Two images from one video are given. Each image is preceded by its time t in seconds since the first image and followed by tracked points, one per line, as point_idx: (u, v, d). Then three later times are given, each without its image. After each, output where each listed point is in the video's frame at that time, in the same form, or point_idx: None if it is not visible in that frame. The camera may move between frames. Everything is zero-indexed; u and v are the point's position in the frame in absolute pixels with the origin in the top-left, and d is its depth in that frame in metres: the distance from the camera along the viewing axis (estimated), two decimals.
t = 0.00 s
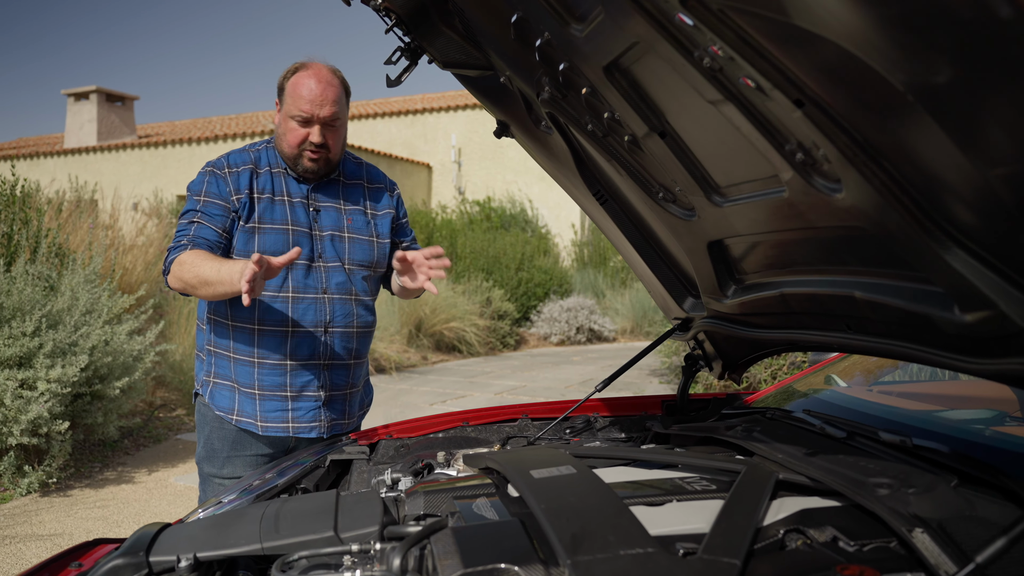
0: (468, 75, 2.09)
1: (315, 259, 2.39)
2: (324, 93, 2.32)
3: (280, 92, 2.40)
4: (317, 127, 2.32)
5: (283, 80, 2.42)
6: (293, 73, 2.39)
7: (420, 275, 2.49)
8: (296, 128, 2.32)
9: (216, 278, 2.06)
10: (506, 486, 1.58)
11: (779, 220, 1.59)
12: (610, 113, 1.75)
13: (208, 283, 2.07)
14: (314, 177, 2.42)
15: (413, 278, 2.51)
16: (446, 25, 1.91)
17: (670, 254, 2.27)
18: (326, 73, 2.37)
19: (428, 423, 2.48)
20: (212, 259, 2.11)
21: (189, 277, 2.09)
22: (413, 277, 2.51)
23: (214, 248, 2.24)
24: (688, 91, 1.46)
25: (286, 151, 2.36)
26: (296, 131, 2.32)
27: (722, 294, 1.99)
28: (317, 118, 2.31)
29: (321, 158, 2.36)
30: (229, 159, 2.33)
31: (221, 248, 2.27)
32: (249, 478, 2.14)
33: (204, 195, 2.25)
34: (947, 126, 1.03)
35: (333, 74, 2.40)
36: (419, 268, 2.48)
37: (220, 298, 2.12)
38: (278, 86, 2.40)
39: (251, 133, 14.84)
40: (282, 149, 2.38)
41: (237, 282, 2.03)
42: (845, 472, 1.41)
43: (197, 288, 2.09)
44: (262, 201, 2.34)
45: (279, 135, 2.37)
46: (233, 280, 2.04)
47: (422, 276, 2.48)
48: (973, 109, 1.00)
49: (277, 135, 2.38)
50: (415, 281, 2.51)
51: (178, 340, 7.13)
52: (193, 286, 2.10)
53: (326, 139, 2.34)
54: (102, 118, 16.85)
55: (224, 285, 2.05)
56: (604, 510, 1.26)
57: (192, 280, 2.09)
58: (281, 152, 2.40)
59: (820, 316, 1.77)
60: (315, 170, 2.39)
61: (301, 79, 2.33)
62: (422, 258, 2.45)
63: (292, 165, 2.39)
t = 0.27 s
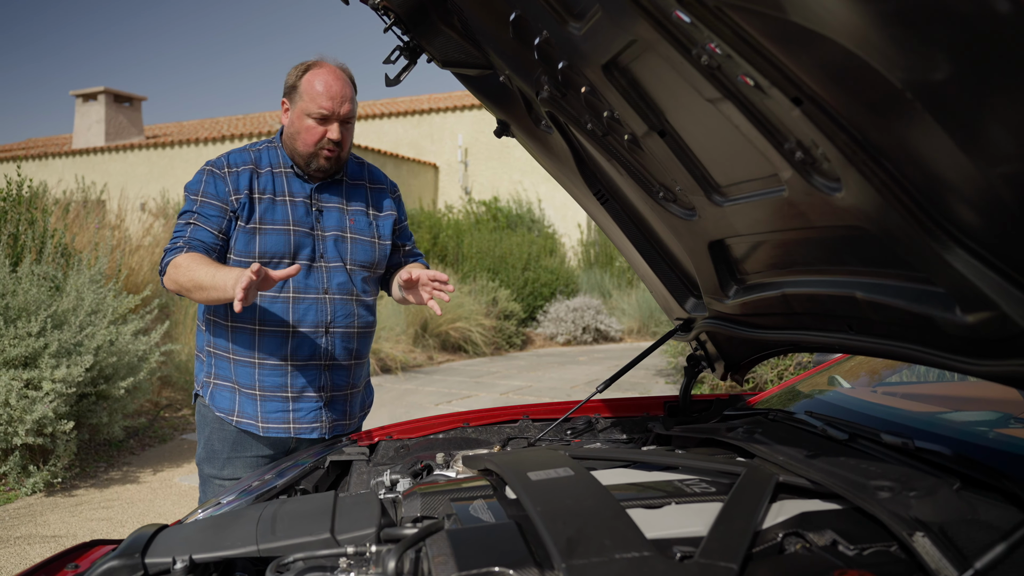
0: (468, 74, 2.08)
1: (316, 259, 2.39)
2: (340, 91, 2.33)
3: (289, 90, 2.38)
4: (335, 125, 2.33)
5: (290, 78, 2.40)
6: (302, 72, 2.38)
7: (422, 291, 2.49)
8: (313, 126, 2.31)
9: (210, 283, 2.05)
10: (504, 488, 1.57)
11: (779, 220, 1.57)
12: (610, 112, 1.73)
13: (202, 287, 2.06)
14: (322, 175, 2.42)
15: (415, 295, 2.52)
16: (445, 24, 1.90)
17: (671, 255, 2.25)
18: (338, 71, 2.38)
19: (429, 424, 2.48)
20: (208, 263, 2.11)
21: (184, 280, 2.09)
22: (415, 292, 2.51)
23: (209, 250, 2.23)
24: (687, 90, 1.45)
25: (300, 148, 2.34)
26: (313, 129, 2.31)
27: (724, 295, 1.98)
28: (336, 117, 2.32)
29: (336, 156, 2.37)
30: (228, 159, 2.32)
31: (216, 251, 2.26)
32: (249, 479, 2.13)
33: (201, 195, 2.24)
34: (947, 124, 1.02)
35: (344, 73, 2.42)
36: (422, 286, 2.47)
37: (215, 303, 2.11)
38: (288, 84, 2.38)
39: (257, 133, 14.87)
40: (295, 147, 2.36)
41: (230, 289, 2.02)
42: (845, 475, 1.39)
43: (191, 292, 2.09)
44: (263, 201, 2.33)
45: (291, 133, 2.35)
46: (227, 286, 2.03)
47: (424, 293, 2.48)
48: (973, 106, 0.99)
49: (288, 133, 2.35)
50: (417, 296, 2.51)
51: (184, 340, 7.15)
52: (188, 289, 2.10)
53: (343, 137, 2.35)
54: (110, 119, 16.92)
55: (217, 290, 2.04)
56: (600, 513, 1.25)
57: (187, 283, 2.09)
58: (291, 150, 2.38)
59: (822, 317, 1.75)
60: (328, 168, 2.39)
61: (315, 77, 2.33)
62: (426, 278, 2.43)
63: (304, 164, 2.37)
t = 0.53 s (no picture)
0: (470, 74, 2.07)
1: (318, 260, 2.38)
2: (347, 91, 2.33)
3: (295, 90, 2.37)
4: (342, 125, 2.32)
5: (296, 78, 2.39)
6: (309, 72, 2.37)
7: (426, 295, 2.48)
8: (320, 127, 2.30)
9: (207, 282, 2.05)
10: (503, 491, 1.56)
11: (781, 221, 1.56)
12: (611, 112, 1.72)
13: (198, 286, 2.06)
14: (327, 175, 2.41)
15: (419, 299, 2.51)
16: (446, 24, 1.90)
17: (674, 255, 2.23)
18: (345, 72, 2.38)
19: (431, 425, 2.47)
20: (207, 263, 2.11)
21: (183, 279, 2.09)
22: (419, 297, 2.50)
23: (210, 250, 2.23)
24: (689, 90, 1.43)
25: (307, 149, 2.33)
26: (320, 129, 2.30)
27: (727, 296, 1.96)
28: (343, 117, 2.32)
29: (342, 156, 2.36)
30: (231, 159, 2.32)
31: (217, 251, 2.26)
32: (250, 480, 2.13)
33: (203, 195, 2.24)
34: (949, 123, 1.01)
35: (350, 73, 2.41)
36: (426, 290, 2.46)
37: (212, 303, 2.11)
38: (294, 84, 2.36)
39: (264, 134, 14.91)
40: (301, 147, 2.35)
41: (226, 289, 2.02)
42: (848, 479, 1.37)
43: (188, 291, 2.09)
44: (266, 201, 2.32)
45: (297, 134, 2.34)
46: (224, 285, 2.03)
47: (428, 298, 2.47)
48: (977, 105, 0.97)
49: (294, 133, 2.35)
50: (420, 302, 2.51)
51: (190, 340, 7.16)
52: (186, 288, 2.09)
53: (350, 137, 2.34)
54: (119, 119, 17.00)
55: (214, 290, 2.04)
56: (599, 517, 1.24)
57: (184, 282, 2.08)
58: (296, 151, 2.38)
59: (826, 318, 1.74)
60: (333, 169, 2.38)
61: (322, 77, 2.32)
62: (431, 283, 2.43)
63: (310, 164, 2.37)
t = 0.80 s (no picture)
0: (473, 72, 2.07)
1: (322, 259, 2.38)
2: (349, 90, 2.32)
3: (299, 89, 2.37)
4: (345, 124, 2.31)
5: (299, 77, 2.39)
6: (311, 71, 2.37)
7: (427, 298, 2.48)
8: (322, 125, 2.30)
9: (211, 283, 2.05)
10: (506, 491, 1.55)
11: (786, 220, 1.55)
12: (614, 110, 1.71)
13: (201, 287, 2.06)
14: (330, 175, 2.41)
15: (420, 302, 2.50)
16: (449, 22, 1.89)
17: (679, 255, 2.22)
18: (348, 71, 2.37)
19: (435, 425, 2.46)
20: (210, 264, 2.11)
21: (186, 279, 2.09)
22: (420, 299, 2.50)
23: (212, 250, 2.23)
24: (692, 87, 1.43)
25: (310, 148, 2.33)
26: (322, 128, 2.30)
27: (732, 296, 1.95)
28: (346, 115, 2.31)
29: (344, 155, 2.35)
30: (234, 158, 2.32)
31: (219, 251, 2.26)
32: (254, 480, 2.13)
33: (205, 195, 2.24)
34: (953, 119, 1.00)
35: (353, 72, 2.41)
36: (427, 293, 2.46)
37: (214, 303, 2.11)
38: (297, 83, 2.37)
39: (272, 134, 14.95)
40: (303, 146, 2.35)
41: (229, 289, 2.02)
42: (853, 480, 1.36)
43: (192, 291, 2.09)
44: (269, 200, 2.32)
45: (299, 132, 2.34)
46: (228, 286, 2.03)
47: (429, 300, 2.47)
48: (981, 100, 0.96)
49: (297, 132, 2.35)
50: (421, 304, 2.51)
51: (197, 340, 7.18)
52: (189, 288, 2.09)
53: (352, 136, 2.34)
54: (128, 120, 17.09)
55: (218, 291, 2.04)
56: (600, 518, 1.23)
57: (187, 282, 2.08)
58: (299, 150, 2.37)
59: (831, 318, 1.72)
60: (336, 168, 2.38)
61: (325, 75, 2.32)
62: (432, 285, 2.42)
63: (312, 163, 2.36)
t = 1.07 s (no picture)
0: (474, 71, 2.06)
1: (322, 258, 2.38)
2: (350, 89, 2.32)
3: (299, 89, 2.37)
4: (346, 123, 2.31)
5: (300, 77, 2.38)
6: (312, 71, 2.36)
7: (428, 300, 2.47)
8: (323, 125, 2.29)
9: (208, 283, 2.04)
10: (506, 492, 1.54)
11: (788, 218, 1.54)
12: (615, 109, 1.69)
13: (199, 287, 2.06)
14: (332, 175, 2.41)
15: (421, 304, 2.50)
16: (450, 20, 1.88)
17: (681, 254, 2.21)
18: (349, 70, 2.37)
19: (437, 426, 2.46)
20: (209, 265, 2.11)
21: (185, 280, 2.08)
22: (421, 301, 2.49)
23: (212, 250, 2.23)
24: (693, 85, 1.41)
25: (311, 148, 2.32)
26: (323, 127, 2.29)
27: (734, 295, 1.93)
28: (347, 115, 2.31)
29: (346, 154, 2.35)
30: (235, 157, 2.32)
31: (219, 251, 2.26)
32: (254, 480, 2.12)
33: (206, 194, 2.23)
34: (956, 116, 0.99)
35: (354, 72, 2.40)
36: (428, 295, 2.45)
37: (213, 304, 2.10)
38: (298, 83, 2.36)
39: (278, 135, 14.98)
40: (304, 146, 2.34)
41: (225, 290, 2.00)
42: (856, 481, 1.35)
43: (191, 292, 2.09)
44: (269, 200, 2.32)
45: (300, 132, 2.34)
46: (225, 287, 2.02)
47: (430, 302, 2.46)
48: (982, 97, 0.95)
49: (298, 132, 2.34)
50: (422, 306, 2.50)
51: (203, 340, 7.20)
52: (188, 288, 2.09)
53: (353, 135, 2.33)
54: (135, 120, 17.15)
55: (215, 291, 2.03)
56: (599, 519, 1.22)
57: (186, 282, 2.08)
58: (300, 150, 2.37)
59: (834, 317, 1.71)
60: (337, 168, 2.37)
61: (326, 75, 2.32)
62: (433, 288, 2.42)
63: (314, 163, 2.36)
